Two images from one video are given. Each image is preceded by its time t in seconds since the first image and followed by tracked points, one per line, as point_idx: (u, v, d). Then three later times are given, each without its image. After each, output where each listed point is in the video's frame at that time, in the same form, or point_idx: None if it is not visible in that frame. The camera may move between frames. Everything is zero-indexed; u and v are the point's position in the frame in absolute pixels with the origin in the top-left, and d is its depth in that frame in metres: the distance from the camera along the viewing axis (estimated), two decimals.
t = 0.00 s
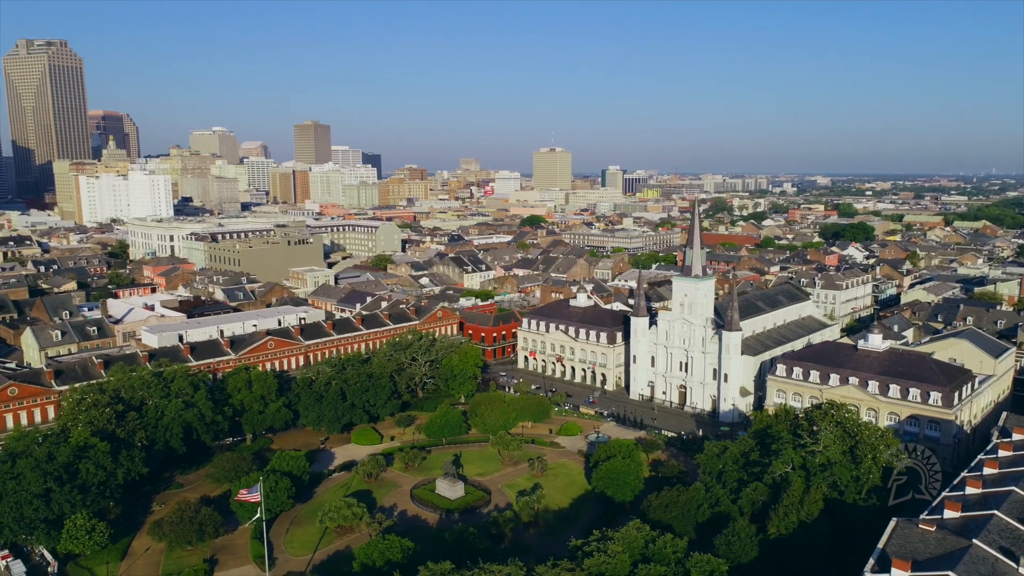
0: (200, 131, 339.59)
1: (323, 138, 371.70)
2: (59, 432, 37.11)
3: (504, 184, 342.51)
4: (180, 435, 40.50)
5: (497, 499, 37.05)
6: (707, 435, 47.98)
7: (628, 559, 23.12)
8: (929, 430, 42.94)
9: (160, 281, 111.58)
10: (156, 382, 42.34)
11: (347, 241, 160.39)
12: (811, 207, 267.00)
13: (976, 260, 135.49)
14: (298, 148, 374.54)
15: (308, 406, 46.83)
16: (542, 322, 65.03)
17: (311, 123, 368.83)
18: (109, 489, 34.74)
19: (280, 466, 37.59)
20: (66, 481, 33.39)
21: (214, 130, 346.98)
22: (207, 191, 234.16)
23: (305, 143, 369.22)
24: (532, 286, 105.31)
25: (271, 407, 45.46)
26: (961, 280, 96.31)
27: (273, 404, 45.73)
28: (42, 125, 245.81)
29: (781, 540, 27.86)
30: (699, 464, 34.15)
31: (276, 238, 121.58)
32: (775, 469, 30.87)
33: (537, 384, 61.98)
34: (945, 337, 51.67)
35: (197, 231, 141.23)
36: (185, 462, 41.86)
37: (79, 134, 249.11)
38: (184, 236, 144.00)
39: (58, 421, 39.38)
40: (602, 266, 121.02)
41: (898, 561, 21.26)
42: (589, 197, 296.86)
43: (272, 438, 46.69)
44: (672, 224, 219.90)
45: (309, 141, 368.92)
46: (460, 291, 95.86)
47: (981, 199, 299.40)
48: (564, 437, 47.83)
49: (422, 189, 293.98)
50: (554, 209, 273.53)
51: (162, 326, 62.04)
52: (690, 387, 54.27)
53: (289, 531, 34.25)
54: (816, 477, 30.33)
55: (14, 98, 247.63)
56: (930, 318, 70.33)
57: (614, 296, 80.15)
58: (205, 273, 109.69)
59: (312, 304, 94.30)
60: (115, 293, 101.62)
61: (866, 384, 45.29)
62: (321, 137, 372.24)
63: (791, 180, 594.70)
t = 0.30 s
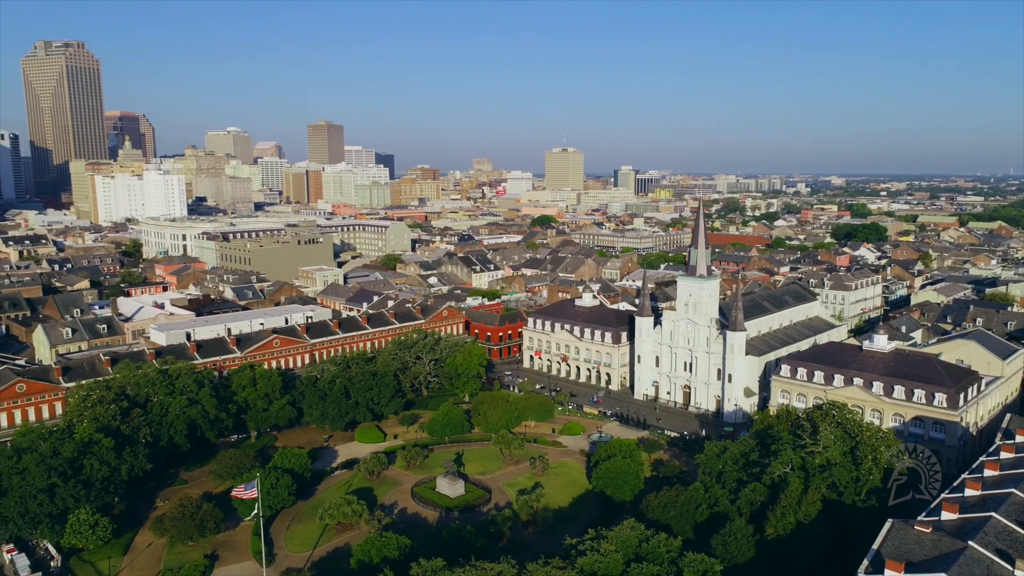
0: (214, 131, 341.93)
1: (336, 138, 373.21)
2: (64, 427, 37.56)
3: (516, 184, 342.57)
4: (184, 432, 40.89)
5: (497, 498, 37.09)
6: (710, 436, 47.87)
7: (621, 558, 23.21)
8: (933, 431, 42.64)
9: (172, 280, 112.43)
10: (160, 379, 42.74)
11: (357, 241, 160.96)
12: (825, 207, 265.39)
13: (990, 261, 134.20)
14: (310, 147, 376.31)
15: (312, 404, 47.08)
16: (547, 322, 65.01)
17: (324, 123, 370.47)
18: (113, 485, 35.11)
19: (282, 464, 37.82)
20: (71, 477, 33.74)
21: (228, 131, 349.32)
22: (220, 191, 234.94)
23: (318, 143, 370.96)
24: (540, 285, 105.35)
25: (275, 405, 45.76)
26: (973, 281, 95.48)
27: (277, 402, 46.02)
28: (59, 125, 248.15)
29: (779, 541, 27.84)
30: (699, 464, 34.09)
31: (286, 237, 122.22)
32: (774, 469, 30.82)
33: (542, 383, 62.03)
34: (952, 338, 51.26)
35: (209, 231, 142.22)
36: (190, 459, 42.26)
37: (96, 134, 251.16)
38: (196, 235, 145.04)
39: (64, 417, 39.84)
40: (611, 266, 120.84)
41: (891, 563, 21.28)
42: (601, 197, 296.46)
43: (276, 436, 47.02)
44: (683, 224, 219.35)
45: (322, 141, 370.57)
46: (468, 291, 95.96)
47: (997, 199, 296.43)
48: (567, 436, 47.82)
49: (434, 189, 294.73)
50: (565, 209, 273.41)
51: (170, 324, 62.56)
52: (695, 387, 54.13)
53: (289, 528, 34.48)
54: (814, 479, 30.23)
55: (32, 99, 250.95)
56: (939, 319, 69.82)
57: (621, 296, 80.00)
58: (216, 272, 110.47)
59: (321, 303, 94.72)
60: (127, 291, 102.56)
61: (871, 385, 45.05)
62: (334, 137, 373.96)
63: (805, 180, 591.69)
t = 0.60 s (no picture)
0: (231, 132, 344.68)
1: (352, 139, 375.05)
2: (73, 422, 38.06)
3: (530, 184, 342.60)
4: (190, 428, 41.31)
5: (498, 497, 37.11)
6: (714, 436, 47.72)
7: (614, 557, 23.27)
8: (941, 434, 42.29)
9: (186, 279, 113.42)
10: (168, 375, 43.15)
11: (370, 240, 161.63)
12: (841, 208, 263.38)
13: (1008, 262, 132.64)
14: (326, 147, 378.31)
15: (318, 402, 47.37)
16: (554, 321, 64.98)
17: (339, 123, 372.43)
18: (119, 479, 35.51)
19: (285, 460, 38.10)
20: (77, 471, 34.18)
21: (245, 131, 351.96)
22: (237, 191, 235.70)
23: (333, 143, 372.91)
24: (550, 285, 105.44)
25: (281, 402, 46.11)
26: (988, 282, 94.44)
27: (283, 400, 46.38)
28: (81, 127, 251.08)
29: (778, 542, 27.76)
30: (701, 464, 33.98)
31: (299, 237, 122.95)
32: (773, 470, 30.73)
33: (548, 383, 62.05)
34: (963, 339, 50.78)
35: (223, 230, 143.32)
36: (196, 455, 42.69)
37: (117, 135, 253.83)
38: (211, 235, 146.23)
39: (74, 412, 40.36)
40: (622, 266, 120.62)
41: (885, 565, 21.25)
42: (615, 197, 295.92)
43: (283, 433, 47.40)
44: (697, 224, 218.62)
45: (337, 142, 372.46)
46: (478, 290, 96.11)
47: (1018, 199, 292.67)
48: (571, 436, 47.77)
49: (447, 189, 295.22)
50: (578, 209, 273.15)
51: (181, 322, 63.17)
52: (701, 388, 53.93)
53: (292, 523, 34.75)
54: (814, 481, 30.04)
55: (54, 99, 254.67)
56: (952, 320, 69.16)
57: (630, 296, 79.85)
58: (229, 271, 111.40)
59: (332, 302, 95.22)
60: (142, 290, 103.67)
61: (877, 387, 44.73)
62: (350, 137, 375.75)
63: (822, 180, 587.14)
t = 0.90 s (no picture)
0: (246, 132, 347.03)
1: (366, 138, 376.38)
2: (81, 418, 38.50)
3: (543, 184, 342.49)
4: (197, 425, 41.67)
5: (500, 496, 37.16)
6: (719, 436, 47.52)
7: (608, 557, 23.35)
8: (949, 436, 41.89)
9: (199, 277, 114.26)
10: (175, 372, 43.51)
11: (382, 240, 162.15)
12: (857, 208, 261.40)
13: None
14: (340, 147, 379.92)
15: (324, 399, 47.61)
16: (561, 321, 64.97)
17: (354, 123, 373.95)
18: (126, 474, 35.87)
19: (289, 457, 38.33)
20: (85, 465, 34.59)
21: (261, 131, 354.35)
22: (252, 191, 236.08)
23: (347, 143, 374.53)
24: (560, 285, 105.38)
25: (287, 399, 46.37)
26: (1003, 284, 93.39)
27: (289, 397, 46.62)
28: (101, 127, 253.71)
29: (778, 543, 27.67)
30: (702, 464, 33.89)
31: (310, 236, 123.57)
32: (774, 471, 30.62)
33: (554, 382, 62.01)
34: (974, 341, 50.30)
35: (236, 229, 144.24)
36: (203, 451, 43.07)
37: (135, 135, 256.23)
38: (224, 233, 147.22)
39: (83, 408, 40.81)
40: (632, 266, 120.34)
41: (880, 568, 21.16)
42: (628, 197, 295.24)
43: (289, 430, 47.68)
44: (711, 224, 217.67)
45: (351, 142, 374.05)
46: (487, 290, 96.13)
47: None
48: (576, 436, 47.74)
49: (460, 188, 295.63)
50: (591, 209, 272.74)
51: (191, 320, 63.67)
52: (707, 388, 53.73)
53: (294, 520, 34.98)
54: (814, 482, 29.89)
55: (75, 100, 258.02)
56: (965, 322, 68.45)
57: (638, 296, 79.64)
58: (242, 270, 112.15)
59: (342, 301, 95.55)
60: (155, 288, 104.56)
61: (885, 388, 44.38)
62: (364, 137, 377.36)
63: (837, 180, 582.83)
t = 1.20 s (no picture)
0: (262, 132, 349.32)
1: (381, 139, 377.73)
2: (90, 414, 38.97)
3: (557, 184, 342.23)
4: (204, 421, 42.04)
5: (502, 494, 37.23)
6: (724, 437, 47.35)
7: (603, 556, 23.40)
8: (958, 438, 41.44)
9: (213, 276, 115.15)
10: (183, 369, 43.91)
11: (394, 240, 162.68)
12: (874, 208, 259.30)
13: None
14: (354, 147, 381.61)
15: (330, 398, 47.90)
16: (568, 320, 64.97)
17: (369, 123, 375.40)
18: (133, 470, 36.22)
19: (294, 454, 38.57)
20: (93, 460, 35.01)
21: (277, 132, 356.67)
22: (268, 191, 237.42)
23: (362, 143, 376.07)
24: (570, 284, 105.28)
25: (294, 397, 46.69)
26: (1019, 284, 92.27)
27: (296, 395, 46.94)
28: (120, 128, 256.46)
29: (778, 544, 27.53)
30: (705, 464, 33.78)
31: (323, 236, 124.21)
32: (775, 473, 30.47)
33: (561, 382, 61.98)
34: (985, 343, 49.77)
35: (250, 229, 145.36)
36: (210, 447, 43.47)
37: (153, 136, 258.54)
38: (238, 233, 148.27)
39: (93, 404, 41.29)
40: (643, 266, 119.99)
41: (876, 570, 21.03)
42: (642, 197, 294.41)
43: (296, 428, 48.02)
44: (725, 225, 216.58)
45: (365, 142, 375.50)
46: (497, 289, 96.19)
47: None
48: (580, 435, 47.72)
49: (473, 188, 295.99)
50: (605, 209, 272.24)
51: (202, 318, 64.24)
52: (714, 389, 53.53)
53: (298, 516, 35.22)
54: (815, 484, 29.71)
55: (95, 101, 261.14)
56: (979, 323, 67.67)
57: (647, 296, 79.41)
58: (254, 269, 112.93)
59: (353, 301, 95.84)
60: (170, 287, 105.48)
61: (892, 390, 44.00)
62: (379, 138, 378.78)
63: (855, 180, 578.52)
